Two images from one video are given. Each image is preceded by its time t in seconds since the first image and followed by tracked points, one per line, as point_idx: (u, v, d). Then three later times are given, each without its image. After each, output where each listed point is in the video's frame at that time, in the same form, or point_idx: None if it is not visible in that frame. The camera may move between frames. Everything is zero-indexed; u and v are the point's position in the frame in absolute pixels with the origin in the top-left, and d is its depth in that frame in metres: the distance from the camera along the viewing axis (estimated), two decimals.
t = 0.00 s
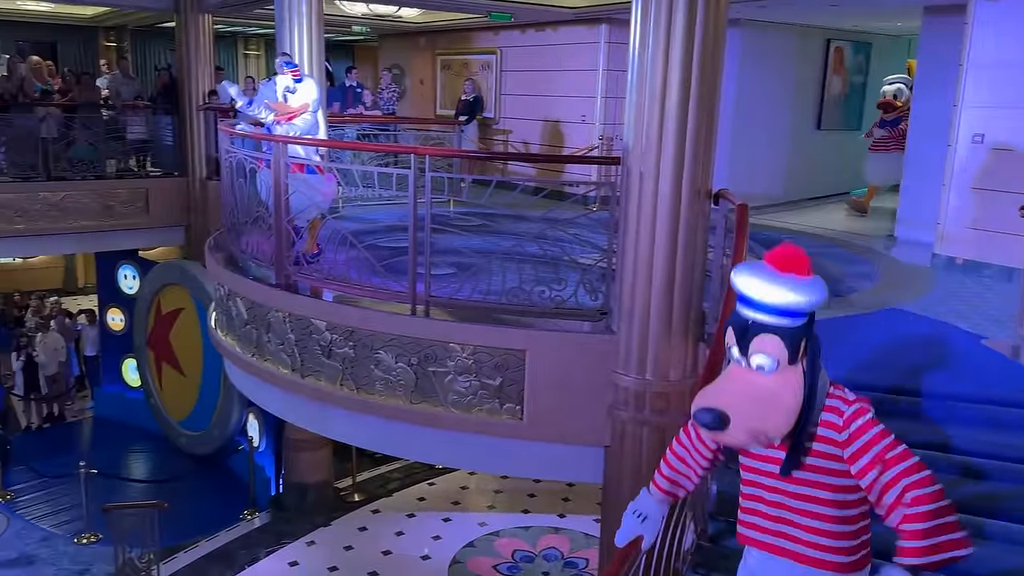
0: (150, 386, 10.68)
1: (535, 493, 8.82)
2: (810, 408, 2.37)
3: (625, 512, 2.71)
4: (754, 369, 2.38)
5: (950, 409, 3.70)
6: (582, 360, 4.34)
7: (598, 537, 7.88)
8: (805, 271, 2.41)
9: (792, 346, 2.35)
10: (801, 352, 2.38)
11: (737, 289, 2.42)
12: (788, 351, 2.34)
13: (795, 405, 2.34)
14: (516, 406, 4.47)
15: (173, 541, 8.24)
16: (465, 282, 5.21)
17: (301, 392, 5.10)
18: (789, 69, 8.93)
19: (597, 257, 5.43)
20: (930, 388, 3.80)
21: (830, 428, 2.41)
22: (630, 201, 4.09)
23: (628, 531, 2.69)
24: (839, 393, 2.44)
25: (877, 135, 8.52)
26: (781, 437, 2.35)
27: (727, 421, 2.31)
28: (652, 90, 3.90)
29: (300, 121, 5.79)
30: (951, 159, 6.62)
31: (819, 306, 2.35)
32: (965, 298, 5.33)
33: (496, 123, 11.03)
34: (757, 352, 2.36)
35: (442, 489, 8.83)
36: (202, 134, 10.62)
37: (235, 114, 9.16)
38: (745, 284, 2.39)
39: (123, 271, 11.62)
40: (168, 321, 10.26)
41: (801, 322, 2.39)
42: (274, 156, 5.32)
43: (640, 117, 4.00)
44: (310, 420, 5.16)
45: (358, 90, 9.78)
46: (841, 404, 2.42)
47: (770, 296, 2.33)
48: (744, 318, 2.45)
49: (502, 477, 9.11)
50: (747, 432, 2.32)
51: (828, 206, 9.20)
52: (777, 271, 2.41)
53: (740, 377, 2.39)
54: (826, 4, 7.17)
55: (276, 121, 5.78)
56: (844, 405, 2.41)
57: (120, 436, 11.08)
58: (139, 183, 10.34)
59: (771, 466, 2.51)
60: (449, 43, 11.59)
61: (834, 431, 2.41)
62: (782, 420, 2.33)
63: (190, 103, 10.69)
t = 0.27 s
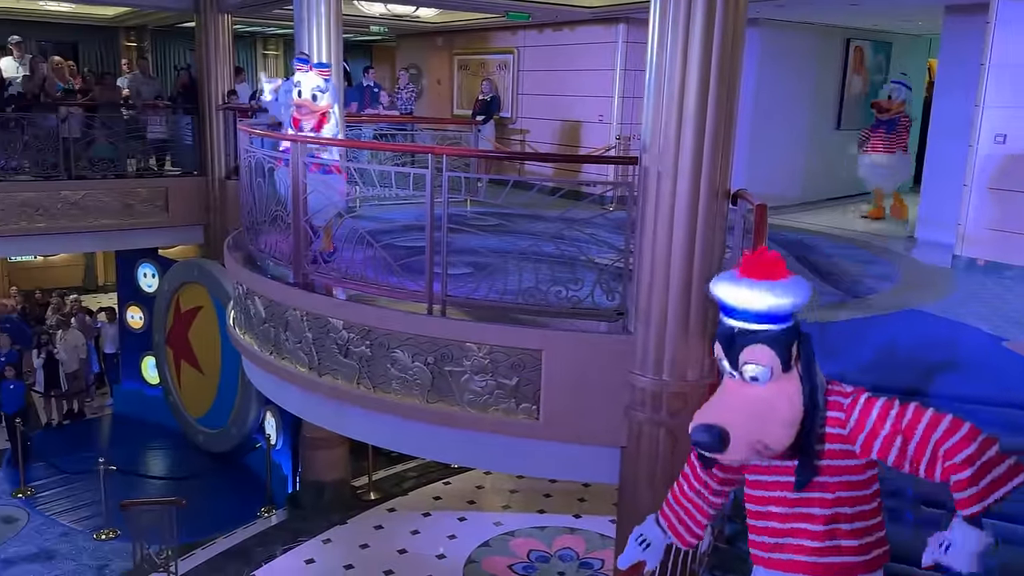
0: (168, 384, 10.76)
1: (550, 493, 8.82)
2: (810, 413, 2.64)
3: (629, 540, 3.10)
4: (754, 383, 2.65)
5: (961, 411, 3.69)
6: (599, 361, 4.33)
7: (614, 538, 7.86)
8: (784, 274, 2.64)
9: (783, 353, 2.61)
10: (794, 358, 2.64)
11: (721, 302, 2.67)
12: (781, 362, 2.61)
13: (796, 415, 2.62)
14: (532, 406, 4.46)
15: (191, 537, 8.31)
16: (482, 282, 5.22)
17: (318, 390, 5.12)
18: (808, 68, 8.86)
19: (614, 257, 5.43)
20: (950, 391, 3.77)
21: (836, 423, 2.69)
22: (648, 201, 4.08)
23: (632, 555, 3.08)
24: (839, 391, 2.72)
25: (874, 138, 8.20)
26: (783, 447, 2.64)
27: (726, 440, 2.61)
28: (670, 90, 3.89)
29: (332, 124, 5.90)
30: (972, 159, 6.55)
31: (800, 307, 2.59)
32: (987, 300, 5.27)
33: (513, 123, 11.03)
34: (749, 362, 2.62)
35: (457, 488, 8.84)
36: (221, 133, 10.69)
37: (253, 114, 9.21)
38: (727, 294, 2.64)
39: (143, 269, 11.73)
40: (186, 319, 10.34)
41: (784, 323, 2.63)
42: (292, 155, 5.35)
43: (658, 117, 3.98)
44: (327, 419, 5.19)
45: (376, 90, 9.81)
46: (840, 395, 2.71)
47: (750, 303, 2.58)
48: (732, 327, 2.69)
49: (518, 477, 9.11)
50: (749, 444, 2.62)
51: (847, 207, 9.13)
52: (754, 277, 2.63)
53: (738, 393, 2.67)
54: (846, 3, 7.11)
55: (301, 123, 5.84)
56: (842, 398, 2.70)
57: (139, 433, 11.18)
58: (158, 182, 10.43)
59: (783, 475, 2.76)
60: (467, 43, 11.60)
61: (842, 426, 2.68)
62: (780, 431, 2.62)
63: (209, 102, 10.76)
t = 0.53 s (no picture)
0: (181, 383, 10.82)
1: (561, 494, 8.82)
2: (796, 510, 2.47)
3: None
4: (736, 468, 2.50)
5: (974, 413, 3.68)
6: (610, 362, 4.32)
7: (625, 539, 7.85)
8: (776, 357, 2.51)
9: (768, 438, 2.45)
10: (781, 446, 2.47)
11: (710, 384, 2.53)
12: (766, 449, 2.46)
13: (780, 505, 2.46)
14: (543, 407, 4.46)
15: (203, 536, 8.35)
16: (494, 282, 5.22)
17: (330, 390, 5.14)
18: (821, 69, 8.82)
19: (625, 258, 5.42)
20: (966, 393, 3.73)
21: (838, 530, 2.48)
22: (660, 202, 4.07)
23: None
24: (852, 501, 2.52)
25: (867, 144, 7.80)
26: (759, 541, 2.46)
27: (700, 520, 2.52)
28: (682, 91, 3.88)
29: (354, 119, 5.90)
30: (987, 159, 6.50)
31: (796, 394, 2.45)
32: (1002, 302, 5.24)
33: (524, 124, 11.03)
34: (732, 445, 2.49)
35: (468, 488, 8.85)
36: (234, 133, 10.74)
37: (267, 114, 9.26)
38: (716, 380, 2.51)
39: (156, 269, 11.80)
40: (199, 318, 10.39)
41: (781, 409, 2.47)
42: (305, 156, 5.37)
43: (669, 118, 3.98)
44: (338, 418, 5.20)
45: (388, 91, 9.83)
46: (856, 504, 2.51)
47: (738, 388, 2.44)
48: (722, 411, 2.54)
49: (529, 477, 9.12)
50: (719, 529, 2.49)
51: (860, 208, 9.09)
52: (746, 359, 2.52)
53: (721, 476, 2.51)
54: (860, 3, 7.07)
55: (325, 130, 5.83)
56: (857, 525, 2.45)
57: (151, 432, 11.24)
58: (172, 182, 10.50)
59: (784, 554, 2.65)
60: (478, 44, 11.61)
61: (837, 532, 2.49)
62: (760, 524, 2.46)
63: (222, 103, 10.82)
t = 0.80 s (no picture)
0: (190, 383, 10.87)
1: (568, 495, 8.81)
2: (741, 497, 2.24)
3: None
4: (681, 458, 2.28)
5: (983, 415, 3.67)
6: (617, 363, 4.31)
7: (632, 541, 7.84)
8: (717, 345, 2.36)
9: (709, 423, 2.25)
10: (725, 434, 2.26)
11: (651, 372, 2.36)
12: (704, 433, 2.25)
13: (722, 492, 2.20)
14: (550, 408, 4.47)
15: (211, 536, 8.37)
16: (501, 283, 5.23)
17: (337, 391, 5.14)
18: (830, 70, 8.80)
19: (632, 259, 5.42)
20: (975, 395, 3.72)
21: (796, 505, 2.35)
22: (668, 203, 4.06)
23: None
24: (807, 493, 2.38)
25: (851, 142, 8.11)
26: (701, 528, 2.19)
27: (634, 510, 2.16)
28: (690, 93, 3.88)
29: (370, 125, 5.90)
30: (997, 160, 6.46)
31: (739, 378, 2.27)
32: (1011, 303, 5.21)
33: (532, 125, 11.05)
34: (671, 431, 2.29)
35: (475, 489, 8.86)
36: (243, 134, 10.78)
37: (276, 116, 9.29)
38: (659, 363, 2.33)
39: (165, 270, 11.86)
40: (208, 319, 10.43)
41: (723, 396, 2.30)
42: (314, 157, 5.39)
43: (677, 121, 3.97)
44: (346, 419, 5.21)
45: (396, 92, 9.85)
46: (809, 494, 2.37)
47: (672, 372, 2.27)
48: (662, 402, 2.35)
49: (536, 479, 9.11)
50: (657, 519, 2.17)
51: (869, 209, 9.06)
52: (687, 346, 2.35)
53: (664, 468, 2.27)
54: (869, 5, 7.05)
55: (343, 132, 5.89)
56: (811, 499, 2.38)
57: (160, 433, 11.29)
58: (181, 184, 10.55)
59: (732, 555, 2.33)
60: (487, 45, 11.63)
61: (788, 521, 2.34)
62: (694, 514, 2.18)
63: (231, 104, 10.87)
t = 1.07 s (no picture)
0: (194, 384, 10.89)
1: (572, 497, 8.81)
2: None
3: None
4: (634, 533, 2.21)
5: (987, 416, 3.67)
6: (621, 365, 4.31)
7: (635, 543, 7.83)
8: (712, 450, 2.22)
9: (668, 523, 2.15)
10: (694, 542, 2.15)
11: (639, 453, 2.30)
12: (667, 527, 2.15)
13: None
14: (553, 410, 4.47)
15: (214, 537, 8.38)
16: (505, 285, 5.23)
17: (341, 392, 5.15)
18: (834, 71, 8.78)
19: (636, 261, 5.42)
20: (978, 397, 3.72)
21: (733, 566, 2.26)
22: (671, 205, 4.06)
23: None
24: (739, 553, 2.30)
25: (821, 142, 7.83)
26: None
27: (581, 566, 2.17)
28: (693, 94, 3.88)
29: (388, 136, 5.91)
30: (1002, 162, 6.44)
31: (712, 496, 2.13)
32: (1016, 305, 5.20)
33: (535, 127, 11.05)
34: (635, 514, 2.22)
35: (479, 491, 8.86)
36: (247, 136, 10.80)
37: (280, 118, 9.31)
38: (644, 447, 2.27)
39: (169, 271, 11.88)
40: (212, 320, 10.45)
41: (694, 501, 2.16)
42: (317, 159, 5.39)
43: (681, 122, 3.97)
44: (349, 420, 5.22)
45: (400, 94, 9.85)
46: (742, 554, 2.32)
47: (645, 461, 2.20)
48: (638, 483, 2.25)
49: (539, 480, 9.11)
50: None
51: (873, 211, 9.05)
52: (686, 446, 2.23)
53: (617, 535, 2.21)
54: (873, 6, 7.04)
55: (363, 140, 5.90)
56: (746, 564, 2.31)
57: (163, 434, 11.30)
58: (186, 185, 10.59)
59: None
60: (490, 46, 11.63)
61: None
62: None
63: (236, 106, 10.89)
